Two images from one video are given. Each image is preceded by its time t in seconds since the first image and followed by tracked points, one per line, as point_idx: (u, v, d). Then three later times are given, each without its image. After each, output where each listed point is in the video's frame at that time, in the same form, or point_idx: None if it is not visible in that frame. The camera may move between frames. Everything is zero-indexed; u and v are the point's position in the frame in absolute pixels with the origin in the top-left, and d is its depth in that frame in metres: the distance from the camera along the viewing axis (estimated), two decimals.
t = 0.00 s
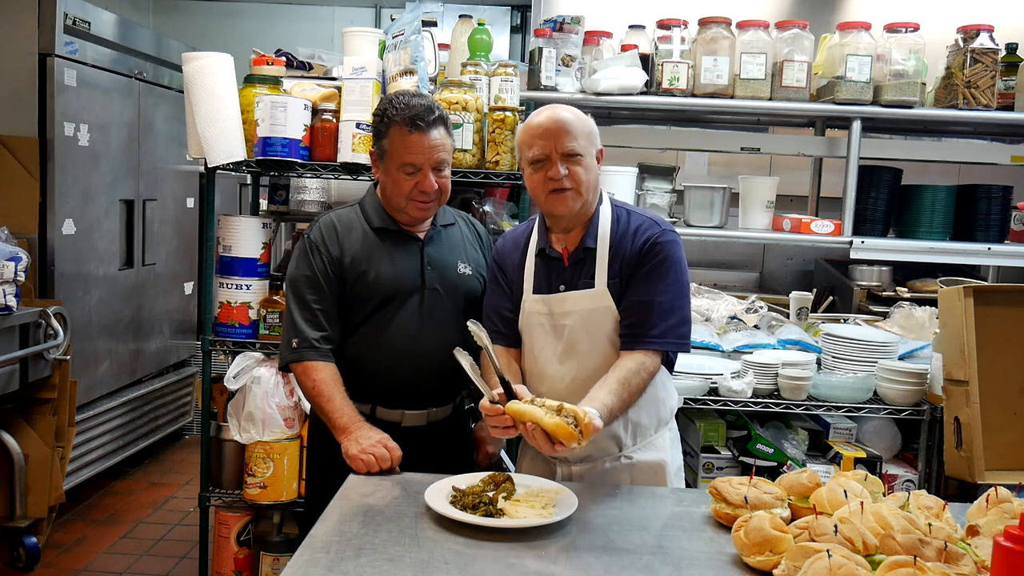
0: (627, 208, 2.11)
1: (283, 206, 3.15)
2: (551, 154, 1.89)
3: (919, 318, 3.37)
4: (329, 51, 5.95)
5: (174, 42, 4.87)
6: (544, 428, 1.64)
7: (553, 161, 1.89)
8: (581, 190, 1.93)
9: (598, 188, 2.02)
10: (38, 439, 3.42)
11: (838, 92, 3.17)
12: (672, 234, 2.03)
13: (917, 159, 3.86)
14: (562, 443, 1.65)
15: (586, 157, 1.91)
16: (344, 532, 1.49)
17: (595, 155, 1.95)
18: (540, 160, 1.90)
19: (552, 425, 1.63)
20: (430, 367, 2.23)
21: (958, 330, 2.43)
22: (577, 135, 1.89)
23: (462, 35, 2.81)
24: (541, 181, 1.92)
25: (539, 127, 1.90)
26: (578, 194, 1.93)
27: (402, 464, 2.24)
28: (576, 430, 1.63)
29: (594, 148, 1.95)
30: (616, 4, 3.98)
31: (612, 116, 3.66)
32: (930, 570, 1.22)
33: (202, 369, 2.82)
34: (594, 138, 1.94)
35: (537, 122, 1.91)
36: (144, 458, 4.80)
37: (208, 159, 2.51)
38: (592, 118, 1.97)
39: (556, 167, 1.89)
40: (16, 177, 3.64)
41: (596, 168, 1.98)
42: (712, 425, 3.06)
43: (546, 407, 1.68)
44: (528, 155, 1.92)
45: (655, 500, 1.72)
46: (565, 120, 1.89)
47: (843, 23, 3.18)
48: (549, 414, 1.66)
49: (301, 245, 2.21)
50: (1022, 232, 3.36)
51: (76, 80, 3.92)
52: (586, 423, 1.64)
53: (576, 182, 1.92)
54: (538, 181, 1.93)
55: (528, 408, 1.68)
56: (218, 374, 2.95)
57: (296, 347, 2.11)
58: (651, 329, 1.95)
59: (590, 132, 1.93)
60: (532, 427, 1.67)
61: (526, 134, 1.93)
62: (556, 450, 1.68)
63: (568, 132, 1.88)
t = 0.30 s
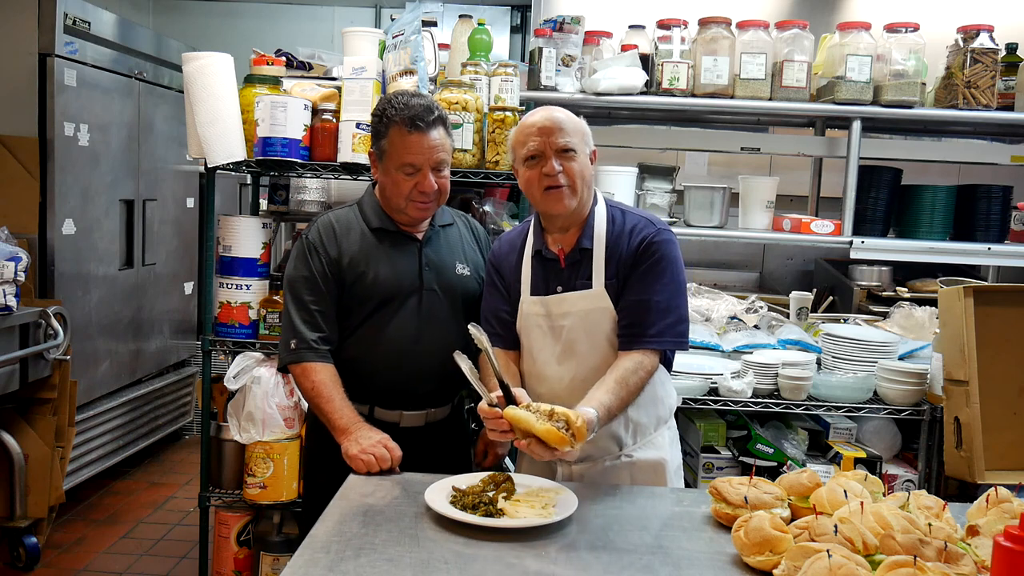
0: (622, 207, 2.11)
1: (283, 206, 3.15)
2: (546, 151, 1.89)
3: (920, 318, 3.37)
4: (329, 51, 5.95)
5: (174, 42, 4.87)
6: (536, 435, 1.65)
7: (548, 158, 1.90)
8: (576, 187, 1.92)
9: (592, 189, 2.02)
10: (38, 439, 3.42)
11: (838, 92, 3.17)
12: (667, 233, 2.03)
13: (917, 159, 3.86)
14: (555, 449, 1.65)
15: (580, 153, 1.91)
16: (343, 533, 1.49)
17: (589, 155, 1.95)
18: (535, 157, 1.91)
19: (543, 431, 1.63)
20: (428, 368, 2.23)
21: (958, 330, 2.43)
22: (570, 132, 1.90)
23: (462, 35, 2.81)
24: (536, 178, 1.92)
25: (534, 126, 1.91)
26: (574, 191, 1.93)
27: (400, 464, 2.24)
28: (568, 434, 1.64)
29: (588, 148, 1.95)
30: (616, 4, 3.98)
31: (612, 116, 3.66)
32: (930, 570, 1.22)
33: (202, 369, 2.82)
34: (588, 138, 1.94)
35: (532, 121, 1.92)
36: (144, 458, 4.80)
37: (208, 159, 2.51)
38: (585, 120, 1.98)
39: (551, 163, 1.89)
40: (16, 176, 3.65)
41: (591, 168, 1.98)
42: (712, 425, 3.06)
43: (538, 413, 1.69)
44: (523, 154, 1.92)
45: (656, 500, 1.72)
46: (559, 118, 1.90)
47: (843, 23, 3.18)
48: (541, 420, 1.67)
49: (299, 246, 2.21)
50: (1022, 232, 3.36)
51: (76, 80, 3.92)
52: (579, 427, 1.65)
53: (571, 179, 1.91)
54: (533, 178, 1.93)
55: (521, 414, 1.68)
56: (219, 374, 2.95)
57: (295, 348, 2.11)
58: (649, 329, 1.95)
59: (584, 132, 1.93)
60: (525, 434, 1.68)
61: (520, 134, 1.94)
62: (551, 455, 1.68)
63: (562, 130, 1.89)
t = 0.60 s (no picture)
0: (622, 207, 2.11)
1: (283, 206, 3.15)
2: (547, 150, 1.89)
3: (919, 318, 3.37)
4: (329, 51, 5.95)
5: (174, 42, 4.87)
6: (533, 437, 1.66)
7: (549, 157, 1.90)
8: (577, 187, 1.92)
9: (592, 189, 2.02)
10: (38, 439, 3.43)
11: (838, 92, 3.17)
12: (667, 233, 2.03)
13: (918, 159, 3.86)
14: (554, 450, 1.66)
15: (581, 154, 1.91)
16: (344, 532, 1.49)
17: (590, 155, 1.95)
18: (537, 156, 1.91)
19: (540, 434, 1.64)
20: (428, 368, 2.23)
21: (958, 330, 2.43)
22: (571, 132, 1.90)
23: (462, 35, 2.81)
24: (537, 177, 1.92)
25: (535, 126, 1.91)
26: (575, 191, 1.93)
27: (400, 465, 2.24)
28: (565, 435, 1.65)
29: (589, 148, 1.95)
30: (616, 3, 3.98)
31: (612, 117, 3.66)
32: (930, 570, 1.22)
33: (202, 369, 2.82)
34: (589, 138, 1.94)
35: (533, 121, 1.92)
36: (144, 458, 4.80)
37: (208, 159, 2.51)
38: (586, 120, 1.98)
39: (552, 162, 1.89)
40: (16, 176, 3.65)
41: (592, 167, 1.98)
42: (712, 425, 3.06)
43: (535, 416, 1.69)
44: (525, 154, 1.93)
45: (656, 500, 1.72)
46: (561, 118, 1.90)
47: (843, 23, 3.18)
48: (538, 423, 1.67)
49: (299, 246, 2.21)
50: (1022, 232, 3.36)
51: (76, 80, 3.92)
52: (577, 427, 1.66)
53: (572, 179, 1.91)
54: (533, 177, 1.93)
55: (518, 419, 1.69)
56: (219, 374, 2.95)
57: (295, 347, 2.11)
58: (648, 329, 1.96)
59: (584, 132, 1.93)
60: (524, 437, 1.69)
61: (522, 134, 1.94)
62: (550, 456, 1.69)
63: (563, 130, 1.89)
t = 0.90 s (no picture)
0: (623, 207, 2.11)
1: (283, 206, 3.15)
2: (549, 153, 1.89)
3: (919, 318, 3.37)
4: (330, 51, 5.95)
5: (174, 42, 4.87)
6: (534, 441, 1.66)
7: (550, 160, 1.89)
8: (578, 189, 1.93)
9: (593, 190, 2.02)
10: (38, 439, 3.43)
11: (838, 92, 3.17)
12: (668, 233, 2.04)
13: (918, 159, 3.86)
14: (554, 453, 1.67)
15: (582, 157, 1.91)
16: (344, 532, 1.49)
17: (592, 157, 1.95)
18: (538, 160, 1.90)
19: (541, 438, 1.65)
20: (428, 368, 2.23)
21: (958, 330, 2.43)
22: (573, 135, 1.89)
23: (462, 35, 2.81)
24: (538, 180, 1.92)
25: (536, 128, 1.90)
26: (576, 194, 1.93)
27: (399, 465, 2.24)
28: (566, 440, 1.66)
29: (590, 149, 1.95)
30: (616, 3, 3.98)
31: (612, 117, 3.66)
32: (930, 570, 1.22)
33: (202, 369, 2.82)
34: (589, 140, 1.94)
35: (534, 122, 1.91)
36: (144, 458, 4.80)
37: (208, 159, 2.51)
38: (587, 120, 1.97)
39: (554, 166, 1.89)
40: (16, 176, 3.65)
41: (593, 168, 1.97)
42: (712, 425, 3.06)
43: (536, 418, 1.70)
44: (525, 156, 1.92)
45: (656, 501, 1.72)
46: (563, 120, 1.90)
47: (843, 23, 3.18)
48: (539, 426, 1.68)
49: (299, 246, 2.21)
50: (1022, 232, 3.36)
51: (76, 80, 3.92)
52: (579, 431, 1.67)
53: (572, 182, 1.91)
54: (535, 180, 1.93)
55: (519, 421, 1.69)
56: (218, 374, 2.95)
57: (296, 348, 2.11)
58: (649, 328, 1.96)
59: (585, 134, 1.92)
60: (524, 440, 1.69)
61: (523, 135, 1.93)
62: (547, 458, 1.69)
63: (565, 133, 1.89)
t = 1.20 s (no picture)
0: (623, 209, 2.11)
1: (283, 206, 3.15)
2: (545, 167, 1.86)
3: (919, 318, 3.37)
4: (329, 51, 5.95)
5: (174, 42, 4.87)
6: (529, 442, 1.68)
7: (547, 174, 1.87)
8: (576, 203, 1.91)
9: (592, 193, 2.00)
10: (38, 439, 3.43)
11: (838, 92, 3.17)
12: (669, 237, 2.03)
13: (918, 159, 3.86)
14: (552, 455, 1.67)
15: (580, 168, 1.88)
16: (344, 532, 1.49)
17: (590, 163, 1.92)
18: (534, 173, 1.88)
19: (535, 439, 1.66)
20: (428, 368, 2.23)
21: (958, 330, 2.43)
22: (571, 147, 1.85)
23: (462, 35, 2.81)
24: (535, 194, 1.91)
25: (532, 138, 1.86)
26: (573, 206, 1.91)
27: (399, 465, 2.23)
28: (560, 443, 1.65)
29: (589, 156, 1.91)
30: (616, 3, 3.98)
31: (612, 116, 3.66)
32: (930, 570, 1.22)
33: (202, 369, 2.82)
34: (589, 147, 1.90)
35: (530, 132, 1.87)
36: (144, 459, 4.80)
37: (208, 159, 2.51)
38: (587, 123, 1.93)
39: (550, 180, 1.87)
40: (16, 176, 3.65)
41: (592, 175, 1.95)
42: (712, 425, 3.06)
43: (534, 419, 1.71)
44: (523, 168, 1.90)
45: (657, 500, 1.72)
46: (560, 131, 1.85)
47: (843, 23, 3.18)
48: (536, 428, 1.69)
49: (300, 246, 2.21)
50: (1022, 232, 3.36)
51: (76, 80, 3.92)
52: (575, 435, 1.65)
53: (570, 195, 1.90)
54: (533, 193, 1.92)
55: (517, 421, 1.71)
56: (219, 374, 2.95)
57: (296, 347, 2.11)
58: (650, 332, 1.96)
59: (584, 142, 1.89)
60: (523, 441, 1.71)
61: (519, 145, 1.90)
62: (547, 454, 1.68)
63: (562, 145, 1.85)
